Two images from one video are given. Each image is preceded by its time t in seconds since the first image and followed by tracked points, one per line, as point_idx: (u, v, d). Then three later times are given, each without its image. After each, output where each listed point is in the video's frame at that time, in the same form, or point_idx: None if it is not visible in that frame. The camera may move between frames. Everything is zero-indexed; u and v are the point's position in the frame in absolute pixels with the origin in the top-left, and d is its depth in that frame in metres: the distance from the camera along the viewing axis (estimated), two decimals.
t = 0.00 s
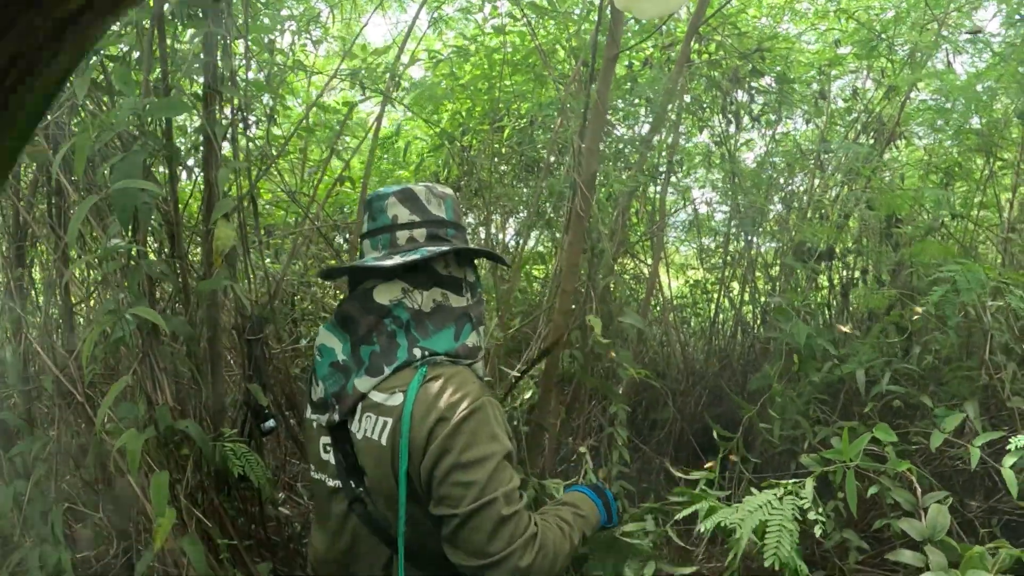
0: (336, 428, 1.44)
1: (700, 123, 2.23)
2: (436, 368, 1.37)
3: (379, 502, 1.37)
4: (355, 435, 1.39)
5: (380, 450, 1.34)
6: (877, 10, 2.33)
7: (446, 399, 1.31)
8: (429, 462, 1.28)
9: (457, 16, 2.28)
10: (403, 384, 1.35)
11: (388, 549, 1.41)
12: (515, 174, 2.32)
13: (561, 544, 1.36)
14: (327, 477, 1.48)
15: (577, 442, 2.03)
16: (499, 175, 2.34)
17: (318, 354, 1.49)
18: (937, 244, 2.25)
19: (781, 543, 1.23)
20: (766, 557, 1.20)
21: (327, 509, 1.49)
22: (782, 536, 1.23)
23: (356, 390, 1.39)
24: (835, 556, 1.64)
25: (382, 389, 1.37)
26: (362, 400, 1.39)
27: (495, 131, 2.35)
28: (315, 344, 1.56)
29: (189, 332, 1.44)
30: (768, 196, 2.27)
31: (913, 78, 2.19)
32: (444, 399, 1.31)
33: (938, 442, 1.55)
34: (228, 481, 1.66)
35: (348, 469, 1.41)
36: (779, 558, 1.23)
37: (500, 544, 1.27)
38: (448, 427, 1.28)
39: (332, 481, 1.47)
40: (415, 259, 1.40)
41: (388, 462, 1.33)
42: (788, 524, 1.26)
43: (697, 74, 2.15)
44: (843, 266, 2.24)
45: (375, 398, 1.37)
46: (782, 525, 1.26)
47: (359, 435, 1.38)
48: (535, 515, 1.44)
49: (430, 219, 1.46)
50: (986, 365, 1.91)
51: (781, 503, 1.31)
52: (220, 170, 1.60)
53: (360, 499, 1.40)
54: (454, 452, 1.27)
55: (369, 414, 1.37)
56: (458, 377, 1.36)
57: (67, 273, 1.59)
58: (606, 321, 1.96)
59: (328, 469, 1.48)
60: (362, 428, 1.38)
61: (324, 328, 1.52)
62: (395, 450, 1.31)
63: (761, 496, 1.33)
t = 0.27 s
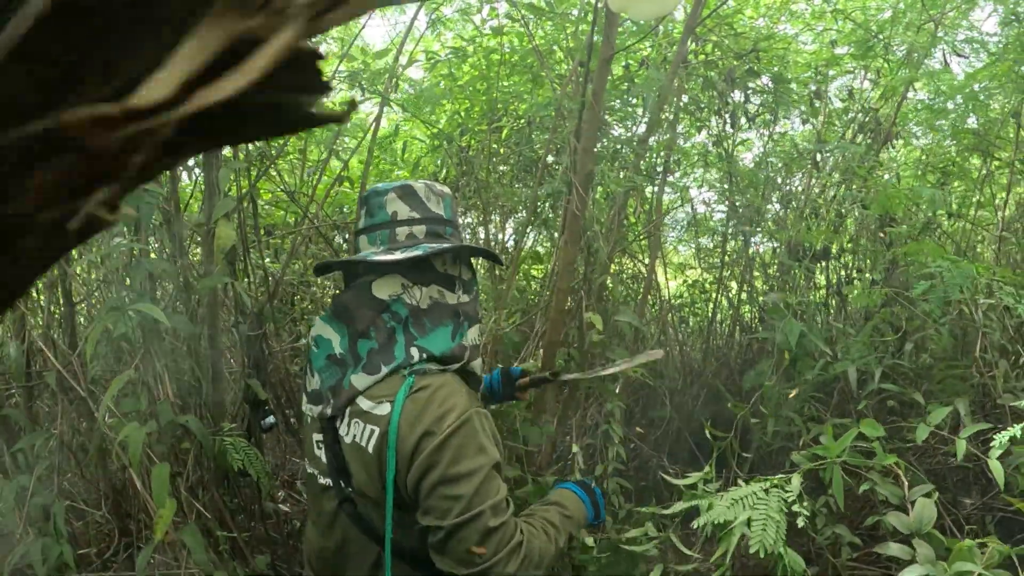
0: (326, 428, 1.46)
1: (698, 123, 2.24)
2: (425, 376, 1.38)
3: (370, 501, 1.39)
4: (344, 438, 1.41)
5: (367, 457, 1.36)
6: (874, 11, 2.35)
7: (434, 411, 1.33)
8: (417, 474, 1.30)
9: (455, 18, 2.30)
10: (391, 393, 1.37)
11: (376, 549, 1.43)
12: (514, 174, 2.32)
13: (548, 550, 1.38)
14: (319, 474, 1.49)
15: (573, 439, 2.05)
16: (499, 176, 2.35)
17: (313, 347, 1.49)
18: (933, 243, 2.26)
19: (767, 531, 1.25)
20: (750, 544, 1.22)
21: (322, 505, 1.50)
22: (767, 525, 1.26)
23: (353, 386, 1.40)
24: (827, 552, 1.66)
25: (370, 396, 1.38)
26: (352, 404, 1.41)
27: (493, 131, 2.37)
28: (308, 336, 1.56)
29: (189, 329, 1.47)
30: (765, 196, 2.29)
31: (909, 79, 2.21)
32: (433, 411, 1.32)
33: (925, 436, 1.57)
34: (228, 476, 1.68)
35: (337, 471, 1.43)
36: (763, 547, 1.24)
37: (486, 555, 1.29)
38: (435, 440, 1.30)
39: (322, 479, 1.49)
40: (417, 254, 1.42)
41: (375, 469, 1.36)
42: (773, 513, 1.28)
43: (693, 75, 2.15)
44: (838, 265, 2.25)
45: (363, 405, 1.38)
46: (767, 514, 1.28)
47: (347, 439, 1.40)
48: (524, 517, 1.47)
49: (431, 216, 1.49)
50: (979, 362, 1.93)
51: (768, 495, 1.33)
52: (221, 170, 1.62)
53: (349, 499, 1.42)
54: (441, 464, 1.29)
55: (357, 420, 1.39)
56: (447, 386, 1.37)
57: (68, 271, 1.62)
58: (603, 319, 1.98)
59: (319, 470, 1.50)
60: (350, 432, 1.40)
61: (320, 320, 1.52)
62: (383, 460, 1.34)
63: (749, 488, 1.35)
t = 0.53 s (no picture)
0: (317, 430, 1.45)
1: (698, 123, 2.24)
2: (409, 375, 1.37)
3: (361, 503, 1.38)
4: (334, 438, 1.40)
5: (353, 458, 1.35)
6: (874, 11, 2.34)
7: (420, 410, 1.32)
8: (403, 474, 1.30)
9: (455, 17, 2.36)
10: (377, 393, 1.36)
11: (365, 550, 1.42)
12: (514, 174, 2.33)
13: (537, 547, 1.37)
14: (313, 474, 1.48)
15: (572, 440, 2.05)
16: (498, 176, 2.34)
17: (304, 345, 1.49)
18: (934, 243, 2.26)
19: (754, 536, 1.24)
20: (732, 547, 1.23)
21: (318, 505, 1.50)
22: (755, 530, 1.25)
23: (342, 384, 1.40)
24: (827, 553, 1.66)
25: (356, 398, 1.38)
26: (338, 406, 1.40)
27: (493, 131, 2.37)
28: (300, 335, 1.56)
29: (186, 330, 1.46)
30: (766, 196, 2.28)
31: (909, 78, 2.20)
32: (418, 410, 1.31)
33: (928, 437, 1.56)
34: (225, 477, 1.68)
35: (327, 472, 1.41)
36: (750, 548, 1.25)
37: (474, 553, 1.28)
38: (420, 439, 1.29)
39: (316, 479, 1.48)
40: (404, 253, 1.42)
41: (362, 469, 1.35)
42: (763, 516, 1.27)
43: (693, 75, 2.13)
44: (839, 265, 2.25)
45: (351, 406, 1.38)
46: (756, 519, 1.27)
47: (337, 439, 1.39)
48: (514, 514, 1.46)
49: (418, 215, 1.48)
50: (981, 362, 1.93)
51: (764, 495, 1.33)
52: (220, 171, 1.61)
53: (340, 499, 1.40)
54: (427, 463, 1.28)
55: (344, 421, 1.38)
56: (433, 385, 1.36)
57: (67, 271, 1.62)
58: (602, 320, 1.97)
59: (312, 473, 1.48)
60: (338, 433, 1.39)
61: (309, 318, 1.52)
62: (369, 460, 1.33)
63: (747, 486, 1.35)
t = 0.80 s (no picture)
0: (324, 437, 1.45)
1: (700, 124, 2.23)
2: (417, 381, 1.37)
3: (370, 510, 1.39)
4: (343, 447, 1.41)
5: (364, 466, 1.36)
6: (878, 12, 2.34)
7: (431, 415, 1.32)
8: (416, 478, 1.30)
9: (458, 18, 2.38)
10: (386, 399, 1.36)
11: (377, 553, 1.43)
12: (516, 176, 2.34)
13: (552, 546, 1.37)
14: (320, 483, 1.48)
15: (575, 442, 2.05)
16: (499, 176, 2.34)
17: (305, 356, 1.48)
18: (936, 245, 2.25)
19: (785, 543, 1.23)
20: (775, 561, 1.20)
21: (323, 509, 1.50)
22: (784, 537, 1.24)
23: (349, 394, 1.40)
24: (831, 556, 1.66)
25: (364, 406, 1.38)
26: (345, 414, 1.41)
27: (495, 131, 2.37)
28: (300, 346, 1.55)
29: (189, 333, 1.46)
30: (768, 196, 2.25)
31: (913, 80, 2.20)
32: (429, 415, 1.32)
33: (932, 440, 1.55)
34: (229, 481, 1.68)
35: (337, 480, 1.42)
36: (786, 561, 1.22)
37: (490, 555, 1.28)
38: (433, 443, 1.29)
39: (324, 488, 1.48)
40: (402, 258, 1.41)
41: (373, 476, 1.36)
42: (781, 525, 1.26)
43: (696, 76, 2.12)
44: (842, 267, 2.26)
45: (359, 413, 1.38)
46: (783, 526, 1.26)
47: (346, 448, 1.40)
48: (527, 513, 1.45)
49: (414, 218, 1.48)
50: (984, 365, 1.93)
51: (776, 505, 1.31)
52: (224, 172, 1.59)
53: (350, 506, 1.41)
54: (440, 467, 1.28)
55: (354, 428, 1.38)
56: (443, 389, 1.36)
57: (69, 273, 1.62)
58: (606, 322, 1.97)
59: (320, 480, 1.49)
60: (347, 441, 1.40)
61: (308, 329, 1.51)
62: (381, 467, 1.34)
63: (757, 498, 1.33)
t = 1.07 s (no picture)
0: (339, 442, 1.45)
1: (703, 125, 2.23)
2: (436, 379, 1.37)
3: (392, 514, 1.39)
4: (362, 451, 1.40)
5: (389, 466, 1.36)
6: (880, 13, 2.34)
7: (455, 411, 1.33)
8: (445, 474, 1.30)
9: (461, 18, 2.37)
10: (408, 398, 1.36)
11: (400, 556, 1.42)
12: (519, 177, 2.34)
13: (575, 533, 1.38)
14: (333, 491, 1.49)
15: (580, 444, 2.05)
16: (501, 177, 2.34)
17: (311, 366, 1.49)
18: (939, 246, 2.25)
19: (769, 537, 1.24)
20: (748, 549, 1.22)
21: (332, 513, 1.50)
22: (771, 531, 1.25)
23: (360, 404, 1.40)
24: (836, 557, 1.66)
25: (385, 407, 1.38)
26: (364, 417, 1.40)
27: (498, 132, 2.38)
28: (305, 354, 1.56)
29: (194, 337, 1.45)
30: (772, 197, 2.27)
31: (916, 81, 2.19)
32: (453, 411, 1.32)
33: (939, 443, 1.55)
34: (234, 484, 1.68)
35: (357, 483, 1.42)
36: (763, 553, 1.24)
37: (522, 545, 1.29)
38: (460, 438, 1.30)
39: (338, 496, 1.48)
40: (406, 262, 1.41)
41: (397, 476, 1.36)
42: (779, 523, 1.26)
43: (700, 77, 2.12)
44: (845, 268, 2.26)
45: (381, 415, 1.37)
46: (772, 521, 1.27)
47: (366, 451, 1.39)
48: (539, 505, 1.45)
49: (418, 222, 1.47)
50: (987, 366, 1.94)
51: (777, 501, 1.32)
52: (228, 175, 1.59)
53: (370, 511, 1.41)
54: (469, 462, 1.29)
55: (376, 431, 1.38)
56: (463, 386, 1.37)
57: (74, 275, 1.61)
58: (610, 324, 1.97)
59: (335, 484, 1.49)
60: (367, 444, 1.39)
61: (314, 338, 1.52)
62: (407, 467, 1.33)
63: (759, 492, 1.34)
